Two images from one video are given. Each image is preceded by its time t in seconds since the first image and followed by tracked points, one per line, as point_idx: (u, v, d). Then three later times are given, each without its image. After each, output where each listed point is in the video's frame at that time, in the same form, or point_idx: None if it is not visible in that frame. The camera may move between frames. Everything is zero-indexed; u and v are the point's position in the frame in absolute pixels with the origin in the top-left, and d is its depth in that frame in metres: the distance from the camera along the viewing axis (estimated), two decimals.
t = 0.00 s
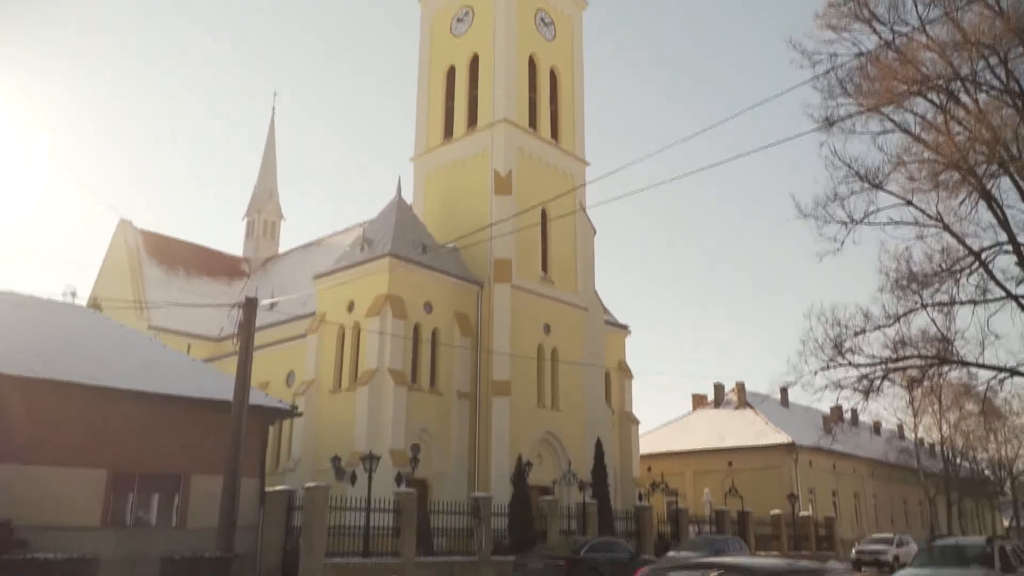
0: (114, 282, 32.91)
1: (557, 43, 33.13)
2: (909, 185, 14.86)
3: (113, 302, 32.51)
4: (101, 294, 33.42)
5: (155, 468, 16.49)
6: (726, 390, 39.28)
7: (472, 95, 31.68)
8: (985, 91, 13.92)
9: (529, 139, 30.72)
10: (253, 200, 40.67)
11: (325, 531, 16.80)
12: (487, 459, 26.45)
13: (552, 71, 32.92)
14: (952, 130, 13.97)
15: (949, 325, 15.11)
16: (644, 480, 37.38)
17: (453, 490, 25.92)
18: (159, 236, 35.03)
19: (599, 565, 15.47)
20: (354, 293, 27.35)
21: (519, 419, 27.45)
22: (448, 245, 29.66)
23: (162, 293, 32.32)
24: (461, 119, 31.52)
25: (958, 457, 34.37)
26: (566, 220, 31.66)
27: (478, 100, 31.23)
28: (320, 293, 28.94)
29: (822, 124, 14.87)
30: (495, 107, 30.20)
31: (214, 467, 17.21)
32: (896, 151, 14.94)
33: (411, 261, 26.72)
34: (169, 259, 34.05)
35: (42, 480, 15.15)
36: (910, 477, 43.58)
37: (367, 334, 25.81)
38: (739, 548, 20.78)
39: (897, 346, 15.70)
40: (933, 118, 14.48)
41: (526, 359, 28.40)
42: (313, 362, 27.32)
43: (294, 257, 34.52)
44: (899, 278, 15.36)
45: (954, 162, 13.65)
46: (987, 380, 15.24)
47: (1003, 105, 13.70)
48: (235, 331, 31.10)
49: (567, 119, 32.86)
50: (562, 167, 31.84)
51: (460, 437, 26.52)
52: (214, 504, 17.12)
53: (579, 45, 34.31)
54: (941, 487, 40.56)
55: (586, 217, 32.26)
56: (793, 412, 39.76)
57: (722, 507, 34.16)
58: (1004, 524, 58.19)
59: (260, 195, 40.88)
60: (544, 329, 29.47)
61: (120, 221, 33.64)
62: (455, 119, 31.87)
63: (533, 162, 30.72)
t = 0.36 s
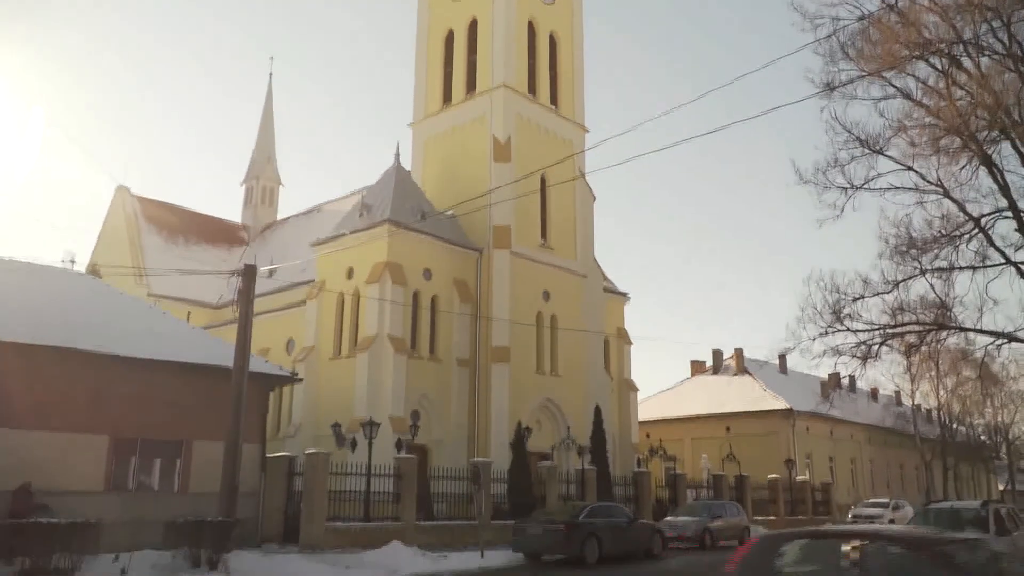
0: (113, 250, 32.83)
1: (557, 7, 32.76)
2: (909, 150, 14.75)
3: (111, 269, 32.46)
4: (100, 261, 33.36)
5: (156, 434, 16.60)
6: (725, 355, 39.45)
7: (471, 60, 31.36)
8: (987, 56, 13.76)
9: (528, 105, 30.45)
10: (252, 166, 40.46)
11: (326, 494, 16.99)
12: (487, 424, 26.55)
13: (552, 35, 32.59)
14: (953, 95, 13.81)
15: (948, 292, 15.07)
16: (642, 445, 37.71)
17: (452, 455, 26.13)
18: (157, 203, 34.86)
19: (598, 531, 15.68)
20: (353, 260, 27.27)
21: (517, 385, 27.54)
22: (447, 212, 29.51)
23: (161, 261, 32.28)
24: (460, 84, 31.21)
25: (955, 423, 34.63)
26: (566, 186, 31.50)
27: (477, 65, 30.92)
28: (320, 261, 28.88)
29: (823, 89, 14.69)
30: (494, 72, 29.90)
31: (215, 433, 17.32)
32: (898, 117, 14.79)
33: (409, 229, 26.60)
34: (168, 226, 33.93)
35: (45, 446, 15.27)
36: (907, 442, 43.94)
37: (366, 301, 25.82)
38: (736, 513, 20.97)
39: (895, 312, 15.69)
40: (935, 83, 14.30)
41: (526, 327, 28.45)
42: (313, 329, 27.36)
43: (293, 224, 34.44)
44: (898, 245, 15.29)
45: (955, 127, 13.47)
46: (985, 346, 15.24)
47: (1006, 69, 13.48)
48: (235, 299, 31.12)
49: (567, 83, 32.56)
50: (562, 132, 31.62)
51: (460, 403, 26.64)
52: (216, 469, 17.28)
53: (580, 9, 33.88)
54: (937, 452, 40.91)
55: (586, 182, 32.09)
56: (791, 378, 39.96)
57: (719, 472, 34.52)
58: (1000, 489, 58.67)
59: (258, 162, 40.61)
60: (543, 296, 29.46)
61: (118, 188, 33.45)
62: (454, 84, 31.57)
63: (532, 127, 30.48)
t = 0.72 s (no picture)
0: (112, 228, 32.76)
1: None
2: (910, 130, 14.68)
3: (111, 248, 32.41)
4: (99, 240, 33.30)
5: (157, 413, 16.67)
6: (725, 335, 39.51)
7: (471, 38, 31.13)
8: (990, 34, 13.65)
9: (528, 83, 30.24)
10: (251, 145, 40.29)
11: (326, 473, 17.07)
12: (487, 403, 26.62)
13: (552, 13, 32.35)
14: (955, 74, 13.69)
15: (948, 272, 15.06)
16: (642, 424, 37.87)
17: (452, 434, 26.25)
18: (156, 181, 34.73)
19: (598, 509, 15.80)
20: (352, 240, 27.23)
21: (517, 364, 27.60)
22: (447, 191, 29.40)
23: (160, 241, 32.23)
24: (460, 62, 31.00)
25: (953, 402, 34.75)
26: (566, 165, 31.38)
27: (476, 43, 30.70)
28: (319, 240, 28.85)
29: (824, 68, 14.58)
30: (494, 50, 29.68)
31: (215, 412, 17.39)
32: (899, 96, 14.70)
33: (408, 209, 26.53)
34: (167, 205, 33.85)
35: (48, 424, 15.34)
36: (906, 421, 44.12)
37: (365, 281, 25.80)
38: (734, 493, 21.08)
39: (896, 293, 15.68)
40: (936, 62, 14.20)
41: (526, 306, 28.46)
42: (313, 309, 27.37)
43: (292, 203, 34.35)
44: (898, 224, 15.25)
45: (956, 106, 13.37)
46: (984, 326, 15.25)
47: (1008, 48, 13.36)
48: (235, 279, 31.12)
49: (567, 61, 32.35)
50: (562, 111, 31.43)
51: (460, 382, 26.71)
52: (217, 448, 17.39)
53: None
54: (935, 431, 41.08)
55: (585, 161, 31.96)
56: (791, 358, 40.04)
57: (719, 451, 34.68)
58: (999, 468, 58.83)
59: (257, 141, 40.43)
60: (543, 276, 29.44)
61: (117, 166, 33.32)
62: (453, 62, 31.35)
63: (532, 106, 30.30)
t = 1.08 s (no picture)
0: (112, 218, 32.74)
1: None
2: (911, 121, 14.65)
3: (111, 238, 32.40)
4: (99, 230, 33.28)
5: (157, 403, 16.71)
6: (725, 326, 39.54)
7: (471, 28, 31.03)
8: (992, 25, 13.62)
9: (528, 73, 30.15)
10: (251, 135, 40.22)
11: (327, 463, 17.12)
12: (487, 394, 26.65)
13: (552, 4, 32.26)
14: (956, 65, 13.65)
15: (948, 263, 15.06)
16: (641, 415, 37.94)
17: (452, 425, 26.29)
18: (156, 171, 34.67)
19: (598, 499, 15.86)
20: (352, 231, 27.21)
21: (516, 355, 27.62)
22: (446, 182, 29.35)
23: (161, 231, 32.21)
24: (460, 53, 30.92)
25: (952, 393, 34.79)
26: (566, 156, 31.34)
27: (476, 33, 30.61)
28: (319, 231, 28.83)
29: (825, 59, 14.54)
30: (494, 40, 29.60)
31: (215, 402, 17.43)
32: (900, 87, 14.67)
33: (409, 200, 26.51)
34: (167, 196, 33.81)
35: (49, 414, 15.37)
36: (905, 412, 44.20)
37: (365, 272, 25.79)
38: (733, 484, 21.15)
39: (895, 284, 15.68)
40: (938, 53, 14.16)
41: (526, 297, 28.46)
42: (313, 300, 27.36)
43: (292, 194, 34.31)
44: (899, 215, 15.23)
45: (957, 97, 13.33)
46: (984, 317, 15.27)
47: (1010, 38, 13.31)
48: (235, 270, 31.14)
49: (568, 52, 32.27)
50: (562, 101, 31.36)
51: (460, 373, 26.74)
52: (217, 438, 17.43)
53: None
54: (934, 422, 41.15)
55: (586, 152, 31.92)
56: (790, 349, 40.08)
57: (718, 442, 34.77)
58: (997, 459, 59.00)
59: (257, 131, 40.35)
60: (543, 267, 29.44)
61: (117, 156, 33.25)
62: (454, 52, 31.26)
63: (532, 96, 30.22)
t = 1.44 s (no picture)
0: (114, 214, 32.75)
1: None
2: (913, 120, 14.62)
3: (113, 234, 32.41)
4: (101, 226, 33.30)
5: (158, 399, 16.73)
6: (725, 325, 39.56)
7: (473, 26, 31.02)
8: (994, 25, 13.61)
9: (529, 71, 30.13)
10: (252, 132, 40.23)
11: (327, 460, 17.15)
12: (487, 391, 26.66)
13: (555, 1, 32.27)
14: (958, 64, 13.63)
15: (949, 263, 15.05)
16: (641, 414, 37.96)
17: (452, 422, 26.30)
18: (157, 167, 34.68)
19: (598, 497, 15.87)
20: (354, 228, 27.21)
21: (516, 352, 27.62)
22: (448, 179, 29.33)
23: (162, 227, 32.23)
24: (462, 50, 30.90)
25: (952, 393, 34.81)
26: (568, 154, 31.33)
27: (478, 31, 30.60)
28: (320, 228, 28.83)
29: (827, 59, 14.52)
30: (496, 37, 29.59)
31: (215, 399, 17.44)
32: (902, 86, 14.64)
33: (410, 197, 26.51)
34: (168, 192, 33.82)
35: (49, 410, 15.39)
36: (905, 412, 44.23)
37: (366, 270, 25.81)
38: (733, 482, 21.17)
39: (896, 284, 15.67)
40: (940, 52, 14.15)
41: (526, 295, 28.46)
42: (313, 297, 27.37)
43: (294, 191, 34.32)
44: (901, 215, 15.20)
45: (960, 96, 13.30)
46: (984, 317, 15.26)
47: (1012, 38, 13.29)
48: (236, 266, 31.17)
49: (570, 49, 32.26)
50: (564, 99, 31.34)
51: (460, 370, 26.75)
52: (217, 435, 17.44)
53: None
54: (934, 422, 41.18)
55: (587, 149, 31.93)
56: (791, 348, 40.08)
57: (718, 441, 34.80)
58: (996, 459, 59.02)
59: (258, 127, 40.35)
60: (544, 264, 29.44)
61: (119, 151, 33.25)
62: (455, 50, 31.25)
63: (534, 94, 30.20)
